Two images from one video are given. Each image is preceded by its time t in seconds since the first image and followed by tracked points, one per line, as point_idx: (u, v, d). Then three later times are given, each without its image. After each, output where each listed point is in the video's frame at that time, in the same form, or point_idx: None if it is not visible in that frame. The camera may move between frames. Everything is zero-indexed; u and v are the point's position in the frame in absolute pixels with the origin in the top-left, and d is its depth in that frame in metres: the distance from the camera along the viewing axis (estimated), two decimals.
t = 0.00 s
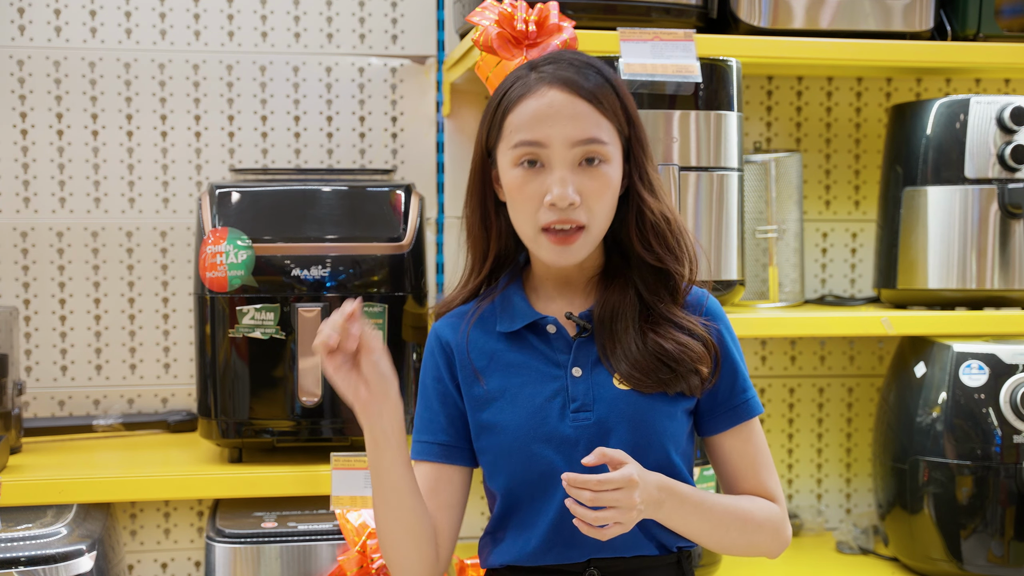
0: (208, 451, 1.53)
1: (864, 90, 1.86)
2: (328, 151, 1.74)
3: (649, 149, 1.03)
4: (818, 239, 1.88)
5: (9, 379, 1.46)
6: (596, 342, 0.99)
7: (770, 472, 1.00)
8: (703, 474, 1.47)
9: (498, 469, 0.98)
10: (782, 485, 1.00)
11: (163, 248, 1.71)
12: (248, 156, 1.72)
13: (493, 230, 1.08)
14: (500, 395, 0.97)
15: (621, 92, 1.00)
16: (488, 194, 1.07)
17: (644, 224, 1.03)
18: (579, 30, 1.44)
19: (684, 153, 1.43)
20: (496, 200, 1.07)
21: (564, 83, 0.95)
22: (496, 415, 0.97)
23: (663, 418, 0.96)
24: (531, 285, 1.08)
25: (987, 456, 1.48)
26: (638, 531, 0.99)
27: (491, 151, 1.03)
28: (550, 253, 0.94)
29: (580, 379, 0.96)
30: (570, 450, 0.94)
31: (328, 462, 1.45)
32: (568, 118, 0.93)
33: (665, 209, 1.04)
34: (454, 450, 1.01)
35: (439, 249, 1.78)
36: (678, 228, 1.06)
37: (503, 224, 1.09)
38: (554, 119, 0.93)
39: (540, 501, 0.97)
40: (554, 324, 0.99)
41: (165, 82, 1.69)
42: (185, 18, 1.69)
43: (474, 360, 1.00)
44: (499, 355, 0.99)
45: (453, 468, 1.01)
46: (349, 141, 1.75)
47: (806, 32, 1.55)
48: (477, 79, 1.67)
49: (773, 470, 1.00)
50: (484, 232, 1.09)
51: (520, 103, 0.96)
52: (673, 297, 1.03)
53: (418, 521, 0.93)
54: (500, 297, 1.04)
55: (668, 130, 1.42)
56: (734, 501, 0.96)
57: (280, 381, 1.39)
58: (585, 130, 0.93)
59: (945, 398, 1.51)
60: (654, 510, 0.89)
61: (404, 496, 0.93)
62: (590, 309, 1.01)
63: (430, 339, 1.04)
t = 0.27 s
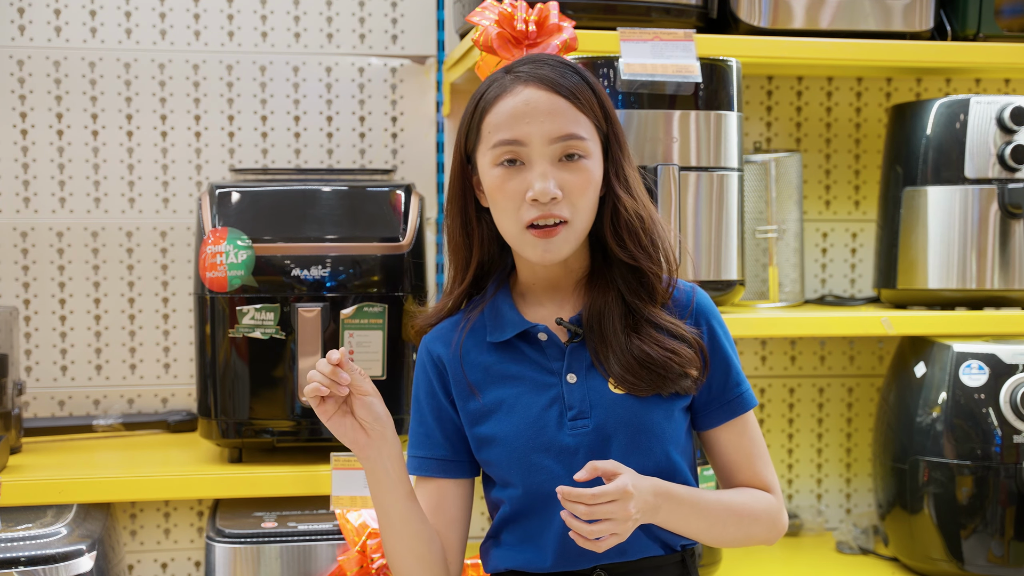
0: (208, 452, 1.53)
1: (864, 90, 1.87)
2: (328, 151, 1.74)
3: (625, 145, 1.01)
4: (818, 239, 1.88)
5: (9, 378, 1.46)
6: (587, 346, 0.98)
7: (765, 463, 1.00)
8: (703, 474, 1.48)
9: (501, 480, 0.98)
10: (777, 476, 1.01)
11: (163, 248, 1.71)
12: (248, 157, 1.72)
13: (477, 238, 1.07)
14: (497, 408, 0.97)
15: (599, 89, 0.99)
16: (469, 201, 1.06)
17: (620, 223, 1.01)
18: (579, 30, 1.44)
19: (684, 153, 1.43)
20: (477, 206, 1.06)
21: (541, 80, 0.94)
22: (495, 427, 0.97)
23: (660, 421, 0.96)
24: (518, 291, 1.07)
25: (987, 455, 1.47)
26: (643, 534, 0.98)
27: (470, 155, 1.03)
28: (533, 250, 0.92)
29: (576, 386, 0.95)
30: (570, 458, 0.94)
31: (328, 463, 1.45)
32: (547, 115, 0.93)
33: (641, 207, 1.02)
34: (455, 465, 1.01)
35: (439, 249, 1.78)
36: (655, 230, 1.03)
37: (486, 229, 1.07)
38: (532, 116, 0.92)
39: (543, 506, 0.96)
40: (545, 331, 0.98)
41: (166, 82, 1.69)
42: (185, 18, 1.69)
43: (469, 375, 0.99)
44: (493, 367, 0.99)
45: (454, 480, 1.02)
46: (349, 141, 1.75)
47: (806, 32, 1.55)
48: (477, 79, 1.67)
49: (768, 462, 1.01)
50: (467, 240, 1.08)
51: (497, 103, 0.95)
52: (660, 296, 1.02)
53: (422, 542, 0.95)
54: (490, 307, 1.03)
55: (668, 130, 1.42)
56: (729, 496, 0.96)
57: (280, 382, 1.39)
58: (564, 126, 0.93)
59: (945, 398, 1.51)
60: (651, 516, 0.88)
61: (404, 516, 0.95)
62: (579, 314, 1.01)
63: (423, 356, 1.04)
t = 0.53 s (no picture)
0: (208, 452, 1.53)
1: (864, 90, 1.87)
2: (328, 151, 1.74)
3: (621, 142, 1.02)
4: (818, 239, 1.88)
5: (9, 378, 1.46)
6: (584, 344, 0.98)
7: (761, 462, 1.00)
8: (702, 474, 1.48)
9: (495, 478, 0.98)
10: (773, 475, 1.00)
11: (163, 248, 1.71)
12: (248, 157, 1.72)
13: (473, 236, 1.07)
14: (492, 406, 0.97)
15: (593, 88, 0.99)
16: (465, 200, 1.06)
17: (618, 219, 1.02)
18: (579, 30, 1.44)
19: (684, 153, 1.43)
20: (474, 204, 1.07)
21: (534, 80, 0.94)
22: (489, 425, 0.97)
23: (655, 419, 0.95)
24: (515, 289, 1.07)
25: (987, 456, 1.47)
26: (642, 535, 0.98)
27: (466, 154, 1.03)
28: (529, 249, 0.92)
29: (570, 384, 0.95)
30: (563, 457, 0.94)
31: (327, 463, 1.45)
32: (540, 113, 0.93)
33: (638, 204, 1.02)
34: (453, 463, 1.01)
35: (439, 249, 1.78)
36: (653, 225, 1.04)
37: (483, 228, 1.08)
38: (525, 115, 0.93)
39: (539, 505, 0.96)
40: (540, 330, 0.98)
41: (166, 82, 1.69)
42: (185, 18, 1.69)
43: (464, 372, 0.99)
44: (488, 364, 0.99)
45: (452, 478, 1.01)
46: (349, 141, 1.75)
47: (806, 32, 1.55)
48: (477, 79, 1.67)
49: (763, 461, 1.00)
50: (465, 238, 1.08)
51: (491, 101, 0.95)
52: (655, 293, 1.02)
53: (434, 548, 0.94)
54: (486, 305, 1.03)
55: (668, 130, 1.42)
56: (724, 496, 0.96)
57: (280, 382, 1.39)
58: (556, 124, 0.93)
59: (945, 398, 1.51)
60: (647, 514, 0.89)
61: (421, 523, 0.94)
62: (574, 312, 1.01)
63: (420, 353, 1.04)
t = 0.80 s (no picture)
0: (208, 451, 1.53)
1: (864, 90, 1.87)
2: (328, 151, 1.74)
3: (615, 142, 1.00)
4: (818, 239, 1.88)
5: (9, 379, 1.46)
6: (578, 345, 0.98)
7: (754, 462, 1.00)
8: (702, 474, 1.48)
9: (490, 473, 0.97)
10: (766, 476, 1.00)
11: (163, 248, 1.71)
12: (248, 156, 1.72)
13: (468, 236, 1.06)
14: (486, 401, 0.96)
15: (585, 92, 0.97)
16: (460, 200, 1.06)
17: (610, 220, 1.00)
18: (579, 30, 1.44)
19: (684, 153, 1.43)
20: (469, 204, 1.06)
21: (521, 89, 0.93)
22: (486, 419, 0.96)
23: (649, 416, 0.96)
24: (511, 288, 1.06)
25: (987, 456, 1.47)
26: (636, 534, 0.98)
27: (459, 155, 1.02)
28: (514, 257, 0.93)
29: (565, 381, 0.95)
30: (557, 453, 0.94)
31: (327, 462, 1.45)
32: (526, 125, 0.92)
33: (631, 204, 1.01)
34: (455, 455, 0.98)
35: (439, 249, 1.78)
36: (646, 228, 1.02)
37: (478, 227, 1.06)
38: (511, 126, 0.92)
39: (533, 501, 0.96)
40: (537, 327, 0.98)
41: (166, 82, 1.69)
42: (185, 18, 1.69)
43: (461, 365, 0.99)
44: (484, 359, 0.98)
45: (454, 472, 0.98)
46: (349, 141, 1.75)
47: (806, 32, 1.55)
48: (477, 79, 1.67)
49: (757, 461, 1.00)
50: (460, 236, 1.07)
51: (479, 110, 0.95)
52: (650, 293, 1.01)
53: (455, 568, 0.92)
54: (484, 300, 1.04)
55: (668, 130, 1.42)
56: (719, 495, 0.95)
57: (280, 381, 1.39)
58: (543, 137, 0.92)
59: (945, 398, 1.51)
60: (642, 513, 0.89)
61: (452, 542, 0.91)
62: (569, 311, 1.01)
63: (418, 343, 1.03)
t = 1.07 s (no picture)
0: (208, 452, 1.53)
1: (864, 90, 1.87)
2: (328, 151, 1.74)
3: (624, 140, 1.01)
4: (818, 239, 1.88)
5: (9, 379, 1.46)
6: (580, 344, 0.98)
7: (752, 468, 0.99)
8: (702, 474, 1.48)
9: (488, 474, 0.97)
10: (763, 482, 0.99)
11: (163, 248, 1.71)
12: (248, 157, 1.72)
13: (473, 229, 1.07)
14: (486, 401, 0.96)
15: (596, 83, 0.99)
16: (467, 192, 1.06)
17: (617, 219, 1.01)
18: (579, 30, 1.44)
19: (684, 153, 1.43)
20: (475, 199, 1.06)
21: (536, 72, 0.94)
22: (484, 420, 0.96)
23: (649, 421, 0.95)
24: (514, 284, 1.06)
25: (987, 455, 1.47)
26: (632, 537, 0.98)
27: (467, 147, 1.03)
28: (526, 239, 0.92)
29: (566, 383, 0.96)
30: (557, 456, 0.95)
31: (328, 463, 1.45)
32: (540, 105, 0.93)
33: (638, 203, 1.02)
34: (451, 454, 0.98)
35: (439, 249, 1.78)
36: (654, 225, 1.03)
37: (484, 222, 1.07)
38: (526, 107, 0.92)
39: (531, 502, 0.96)
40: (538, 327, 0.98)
41: (166, 82, 1.69)
42: (185, 18, 1.69)
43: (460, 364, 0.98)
44: (484, 360, 0.98)
45: (450, 471, 0.99)
46: (349, 141, 1.75)
47: (806, 32, 1.55)
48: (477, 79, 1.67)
49: (755, 467, 1.00)
50: (466, 231, 1.07)
51: (492, 94, 0.95)
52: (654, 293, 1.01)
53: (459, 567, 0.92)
54: (485, 300, 1.03)
55: (668, 130, 1.42)
56: (716, 501, 0.95)
57: (280, 382, 1.39)
58: (557, 117, 0.93)
59: (945, 398, 1.51)
60: (639, 518, 0.90)
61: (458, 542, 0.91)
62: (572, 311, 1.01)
63: (418, 342, 1.02)
